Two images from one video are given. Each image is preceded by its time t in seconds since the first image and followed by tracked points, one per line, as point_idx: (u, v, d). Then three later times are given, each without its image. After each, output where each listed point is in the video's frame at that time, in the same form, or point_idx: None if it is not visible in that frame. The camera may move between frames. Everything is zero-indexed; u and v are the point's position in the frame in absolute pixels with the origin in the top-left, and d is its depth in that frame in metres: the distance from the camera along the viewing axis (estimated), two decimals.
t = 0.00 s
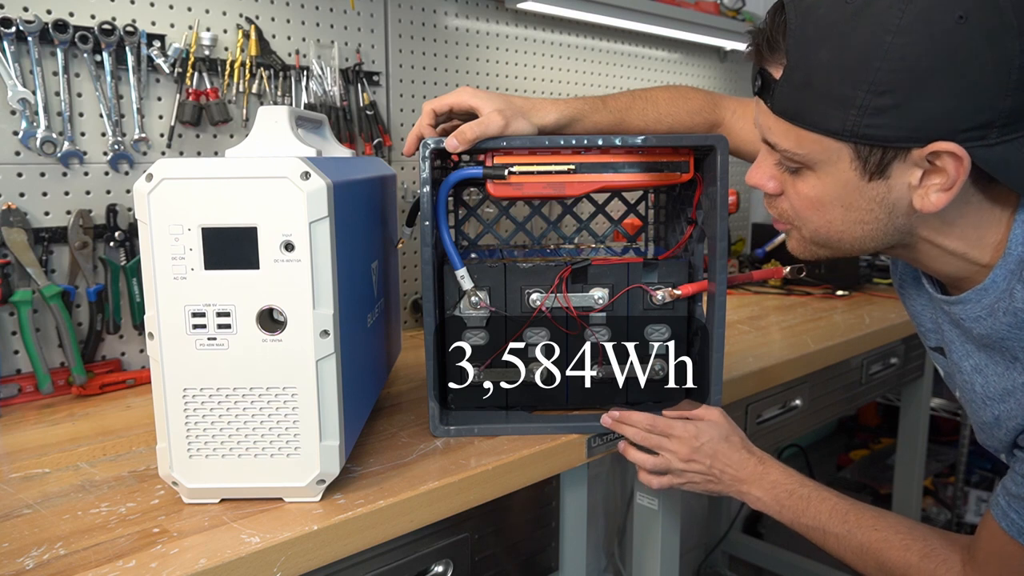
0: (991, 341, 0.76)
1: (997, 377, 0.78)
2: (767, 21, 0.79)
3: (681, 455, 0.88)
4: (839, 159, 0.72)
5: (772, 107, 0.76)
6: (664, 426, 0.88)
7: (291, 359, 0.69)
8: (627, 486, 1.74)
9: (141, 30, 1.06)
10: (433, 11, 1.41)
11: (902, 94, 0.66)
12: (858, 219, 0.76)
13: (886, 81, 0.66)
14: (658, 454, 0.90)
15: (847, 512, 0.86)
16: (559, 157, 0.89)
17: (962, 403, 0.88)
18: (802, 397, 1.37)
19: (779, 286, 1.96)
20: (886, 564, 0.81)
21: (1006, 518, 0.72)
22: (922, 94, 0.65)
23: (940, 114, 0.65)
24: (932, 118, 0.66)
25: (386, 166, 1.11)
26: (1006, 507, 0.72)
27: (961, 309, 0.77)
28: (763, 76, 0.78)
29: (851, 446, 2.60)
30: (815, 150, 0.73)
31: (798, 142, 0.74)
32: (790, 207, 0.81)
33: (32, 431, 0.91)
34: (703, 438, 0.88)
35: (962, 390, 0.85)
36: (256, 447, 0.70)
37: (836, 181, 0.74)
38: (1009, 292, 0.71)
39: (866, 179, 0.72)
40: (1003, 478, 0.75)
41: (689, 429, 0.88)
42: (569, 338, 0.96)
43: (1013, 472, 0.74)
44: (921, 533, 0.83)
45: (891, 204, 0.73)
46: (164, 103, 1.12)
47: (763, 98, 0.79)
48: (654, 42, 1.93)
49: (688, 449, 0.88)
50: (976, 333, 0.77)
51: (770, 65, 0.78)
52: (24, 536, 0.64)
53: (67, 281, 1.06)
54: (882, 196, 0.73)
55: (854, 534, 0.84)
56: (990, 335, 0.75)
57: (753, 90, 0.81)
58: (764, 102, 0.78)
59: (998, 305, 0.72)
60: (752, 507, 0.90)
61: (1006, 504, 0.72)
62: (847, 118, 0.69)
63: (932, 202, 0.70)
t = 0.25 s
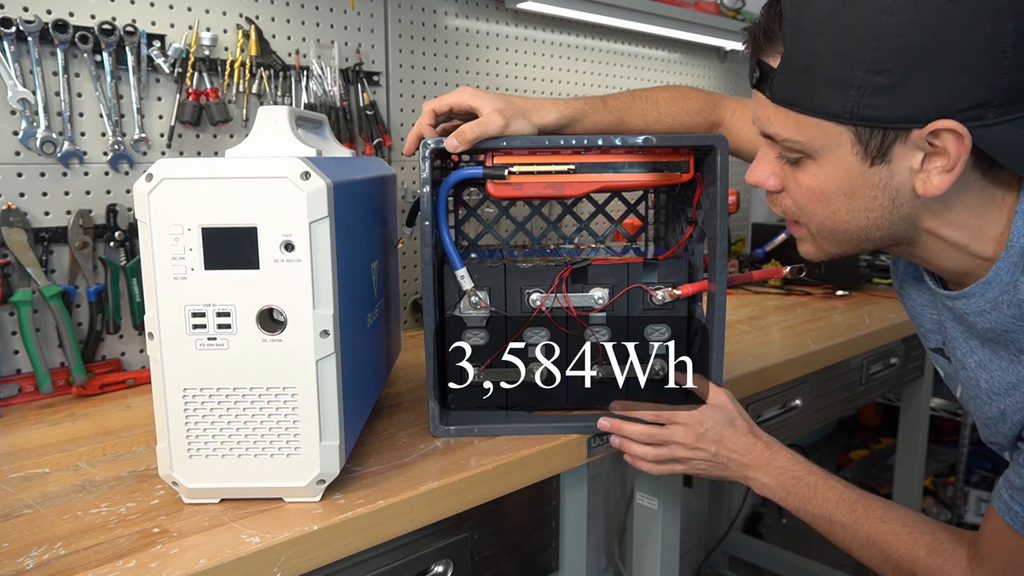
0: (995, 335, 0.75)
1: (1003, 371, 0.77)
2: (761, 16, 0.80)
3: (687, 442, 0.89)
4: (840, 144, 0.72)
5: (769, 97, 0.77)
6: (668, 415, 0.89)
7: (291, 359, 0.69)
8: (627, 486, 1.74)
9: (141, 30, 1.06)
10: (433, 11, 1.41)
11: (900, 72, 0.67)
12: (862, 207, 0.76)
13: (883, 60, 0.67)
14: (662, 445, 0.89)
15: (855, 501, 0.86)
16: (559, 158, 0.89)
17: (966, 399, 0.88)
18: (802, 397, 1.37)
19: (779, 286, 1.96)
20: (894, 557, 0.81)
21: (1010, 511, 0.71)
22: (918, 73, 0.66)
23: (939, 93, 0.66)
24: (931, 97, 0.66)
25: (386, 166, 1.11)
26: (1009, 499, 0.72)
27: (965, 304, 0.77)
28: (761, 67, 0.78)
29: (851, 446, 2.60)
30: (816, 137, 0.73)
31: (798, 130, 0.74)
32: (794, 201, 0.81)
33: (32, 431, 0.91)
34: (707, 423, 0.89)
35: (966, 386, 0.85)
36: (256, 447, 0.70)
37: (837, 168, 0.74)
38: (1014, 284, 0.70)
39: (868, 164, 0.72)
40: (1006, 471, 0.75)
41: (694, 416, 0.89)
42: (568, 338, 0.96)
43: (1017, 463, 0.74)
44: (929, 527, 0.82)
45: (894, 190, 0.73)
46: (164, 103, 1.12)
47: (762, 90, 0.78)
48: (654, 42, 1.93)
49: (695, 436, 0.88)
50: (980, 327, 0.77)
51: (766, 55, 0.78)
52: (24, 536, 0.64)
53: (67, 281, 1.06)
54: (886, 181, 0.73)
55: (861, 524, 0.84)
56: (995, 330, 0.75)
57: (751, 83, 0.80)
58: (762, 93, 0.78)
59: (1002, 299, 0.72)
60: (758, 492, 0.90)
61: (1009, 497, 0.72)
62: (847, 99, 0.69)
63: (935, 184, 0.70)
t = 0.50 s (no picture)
0: (994, 334, 0.75)
1: (1001, 370, 0.77)
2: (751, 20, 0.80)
3: (680, 441, 0.89)
4: (832, 142, 0.72)
5: (762, 101, 0.76)
6: (662, 416, 0.89)
7: (291, 359, 0.69)
8: (627, 486, 1.74)
9: (141, 30, 1.06)
10: (433, 11, 1.41)
11: (886, 69, 0.67)
12: (858, 207, 0.76)
13: (870, 58, 0.67)
14: (655, 444, 0.90)
15: (846, 498, 0.86)
16: (559, 157, 0.89)
17: (966, 401, 0.88)
18: (802, 397, 1.37)
19: (779, 286, 1.96)
20: (883, 552, 0.81)
21: (1005, 505, 0.71)
22: (912, 68, 0.66)
23: (925, 90, 0.66)
24: (918, 93, 0.66)
25: (386, 166, 1.11)
26: (1004, 493, 0.71)
27: (965, 302, 0.77)
28: (751, 71, 0.79)
29: (851, 446, 2.60)
30: (809, 136, 0.73)
31: (791, 130, 0.74)
32: (790, 202, 0.81)
33: (32, 431, 0.91)
34: (700, 423, 0.89)
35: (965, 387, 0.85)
36: (256, 447, 0.70)
37: (832, 167, 0.74)
38: (1011, 282, 0.71)
39: (861, 162, 0.72)
40: (1003, 467, 0.74)
41: (686, 414, 0.89)
42: (568, 338, 0.96)
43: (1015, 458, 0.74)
44: (920, 523, 0.83)
45: (889, 187, 0.73)
46: (164, 103, 1.12)
47: (753, 93, 0.79)
48: (654, 42, 1.93)
49: (688, 434, 0.89)
50: (979, 326, 0.77)
51: (756, 60, 0.78)
52: (24, 536, 0.64)
53: (67, 281, 1.06)
54: (880, 178, 0.73)
55: (852, 521, 0.84)
56: (994, 328, 0.75)
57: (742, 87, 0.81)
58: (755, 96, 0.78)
59: (1000, 296, 0.72)
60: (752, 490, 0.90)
61: (1004, 491, 0.71)
62: (836, 97, 0.70)
63: (929, 179, 0.70)
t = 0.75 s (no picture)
0: (992, 331, 0.75)
1: (999, 367, 0.77)
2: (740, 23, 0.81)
3: (675, 451, 0.89)
4: (827, 137, 0.72)
5: (756, 100, 0.76)
6: (660, 423, 0.89)
7: (291, 359, 0.69)
8: (627, 486, 1.73)
9: (141, 30, 1.06)
10: (433, 11, 1.41)
11: (877, 61, 0.67)
12: (856, 200, 0.75)
13: (860, 50, 0.67)
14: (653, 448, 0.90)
15: (839, 506, 0.85)
16: (559, 157, 0.89)
17: (965, 398, 0.88)
18: (801, 397, 1.37)
19: (779, 286, 1.96)
20: (879, 556, 0.81)
21: (1005, 505, 0.71)
22: (909, 68, 0.66)
23: (918, 82, 0.67)
24: (911, 86, 0.67)
25: (386, 166, 1.11)
26: (1004, 492, 0.72)
27: (963, 300, 0.77)
28: (744, 71, 0.79)
29: (851, 445, 2.60)
30: (803, 132, 0.73)
31: (785, 127, 0.74)
32: (788, 201, 0.81)
33: (32, 431, 0.91)
34: (698, 437, 0.88)
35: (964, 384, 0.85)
36: (256, 447, 0.70)
37: (828, 162, 0.73)
38: (1010, 280, 0.71)
39: (857, 156, 0.72)
40: (1003, 466, 0.74)
41: (684, 428, 0.89)
42: (568, 338, 0.96)
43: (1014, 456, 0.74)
44: (914, 525, 0.83)
45: (886, 180, 0.73)
46: (164, 103, 1.12)
47: (747, 93, 0.79)
48: (654, 42, 1.93)
49: (683, 447, 0.89)
50: (977, 324, 0.77)
51: (750, 60, 0.78)
52: (24, 536, 0.64)
53: (67, 281, 1.06)
54: (876, 171, 0.73)
55: (845, 527, 0.84)
56: (993, 325, 0.75)
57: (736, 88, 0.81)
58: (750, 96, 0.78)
59: (998, 294, 0.72)
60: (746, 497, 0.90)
61: (1004, 490, 0.72)
62: (829, 90, 0.70)
63: (925, 170, 0.69)
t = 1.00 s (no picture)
0: (1001, 318, 0.76)
1: (1006, 354, 0.77)
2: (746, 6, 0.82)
3: (676, 455, 0.89)
4: (833, 109, 0.72)
5: (761, 74, 0.76)
6: (662, 426, 0.89)
7: (291, 359, 0.69)
8: (627, 486, 1.73)
9: (141, 30, 1.06)
10: (433, 11, 1.41)
11: (884, 30, 0.67)
12: (861, 175, 0.75)
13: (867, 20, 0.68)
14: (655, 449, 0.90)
15: (832, 502, 0.86)
16: (559, 158, 0.89)
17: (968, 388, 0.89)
18: (802, 397, 1.37)
19: (779, 286, 1.95)
20: (871, 548, 0.81)
21: (1009, 491, 0.71)
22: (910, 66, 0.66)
23: (919, 66, 0.67)
24: (914, 68, 0.67)
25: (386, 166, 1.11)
26: (1009, 479, 0.71)
27: (971, 288, 0.77)
28: (750, 45, 0.79)
29: (851, 445, 2.60)
30: (809, 103, 0.73)
31: (792, 99, 0.74)
32: (793, 179, 0.80)
33: (33, 431, 0.91)
34: (700, 443, 0.88)
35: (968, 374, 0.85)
36: (256, 447, 0.70)
37: (834, 134, 0.73)
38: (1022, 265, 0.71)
39: (863, 128, 0.72)
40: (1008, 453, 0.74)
41: (687, 432, 0.88)
42: (568, 338, 0.96)
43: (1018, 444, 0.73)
44: (908, 518, 0.83)
45: (892, 155, 0.73)
46: (164, 103, 1.12)
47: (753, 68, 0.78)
48: (654, 42, 1.93)
49: (683, 451, 0.89)
50: (986, 311, 0.77)
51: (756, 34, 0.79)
52: (24, 536, 0.64)
53: (66, 281, 1.06)
54: (882, 145, 0.73)
55: (838, 523, 0.84)
56: (1002, 312, 0.75)
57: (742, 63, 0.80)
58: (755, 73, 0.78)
59: (1010, 280, 0.72)
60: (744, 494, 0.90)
61: (1008, 477, 0.71)
62: (836, 59, 0.70)
63: (932, 143, 0.69)
